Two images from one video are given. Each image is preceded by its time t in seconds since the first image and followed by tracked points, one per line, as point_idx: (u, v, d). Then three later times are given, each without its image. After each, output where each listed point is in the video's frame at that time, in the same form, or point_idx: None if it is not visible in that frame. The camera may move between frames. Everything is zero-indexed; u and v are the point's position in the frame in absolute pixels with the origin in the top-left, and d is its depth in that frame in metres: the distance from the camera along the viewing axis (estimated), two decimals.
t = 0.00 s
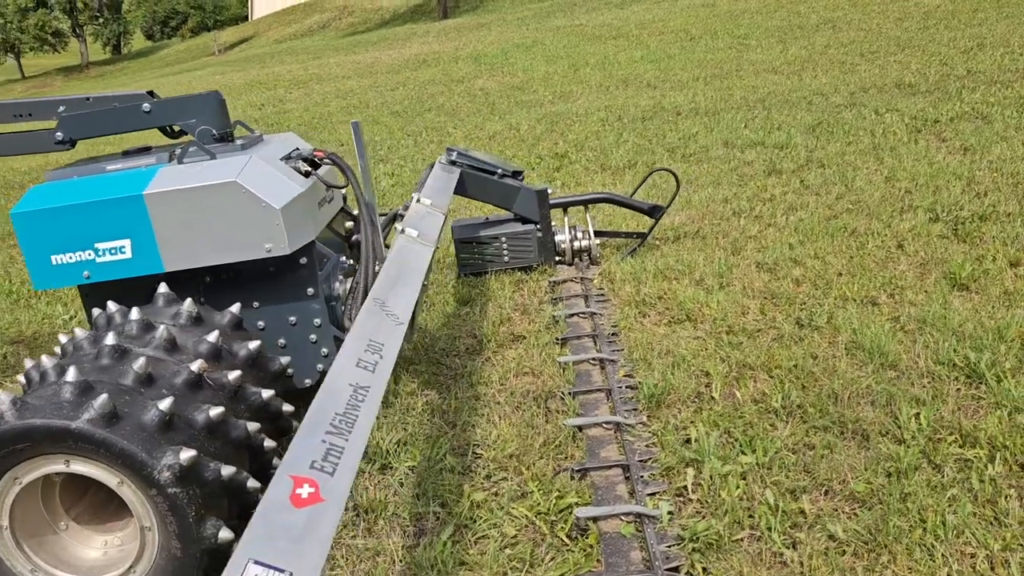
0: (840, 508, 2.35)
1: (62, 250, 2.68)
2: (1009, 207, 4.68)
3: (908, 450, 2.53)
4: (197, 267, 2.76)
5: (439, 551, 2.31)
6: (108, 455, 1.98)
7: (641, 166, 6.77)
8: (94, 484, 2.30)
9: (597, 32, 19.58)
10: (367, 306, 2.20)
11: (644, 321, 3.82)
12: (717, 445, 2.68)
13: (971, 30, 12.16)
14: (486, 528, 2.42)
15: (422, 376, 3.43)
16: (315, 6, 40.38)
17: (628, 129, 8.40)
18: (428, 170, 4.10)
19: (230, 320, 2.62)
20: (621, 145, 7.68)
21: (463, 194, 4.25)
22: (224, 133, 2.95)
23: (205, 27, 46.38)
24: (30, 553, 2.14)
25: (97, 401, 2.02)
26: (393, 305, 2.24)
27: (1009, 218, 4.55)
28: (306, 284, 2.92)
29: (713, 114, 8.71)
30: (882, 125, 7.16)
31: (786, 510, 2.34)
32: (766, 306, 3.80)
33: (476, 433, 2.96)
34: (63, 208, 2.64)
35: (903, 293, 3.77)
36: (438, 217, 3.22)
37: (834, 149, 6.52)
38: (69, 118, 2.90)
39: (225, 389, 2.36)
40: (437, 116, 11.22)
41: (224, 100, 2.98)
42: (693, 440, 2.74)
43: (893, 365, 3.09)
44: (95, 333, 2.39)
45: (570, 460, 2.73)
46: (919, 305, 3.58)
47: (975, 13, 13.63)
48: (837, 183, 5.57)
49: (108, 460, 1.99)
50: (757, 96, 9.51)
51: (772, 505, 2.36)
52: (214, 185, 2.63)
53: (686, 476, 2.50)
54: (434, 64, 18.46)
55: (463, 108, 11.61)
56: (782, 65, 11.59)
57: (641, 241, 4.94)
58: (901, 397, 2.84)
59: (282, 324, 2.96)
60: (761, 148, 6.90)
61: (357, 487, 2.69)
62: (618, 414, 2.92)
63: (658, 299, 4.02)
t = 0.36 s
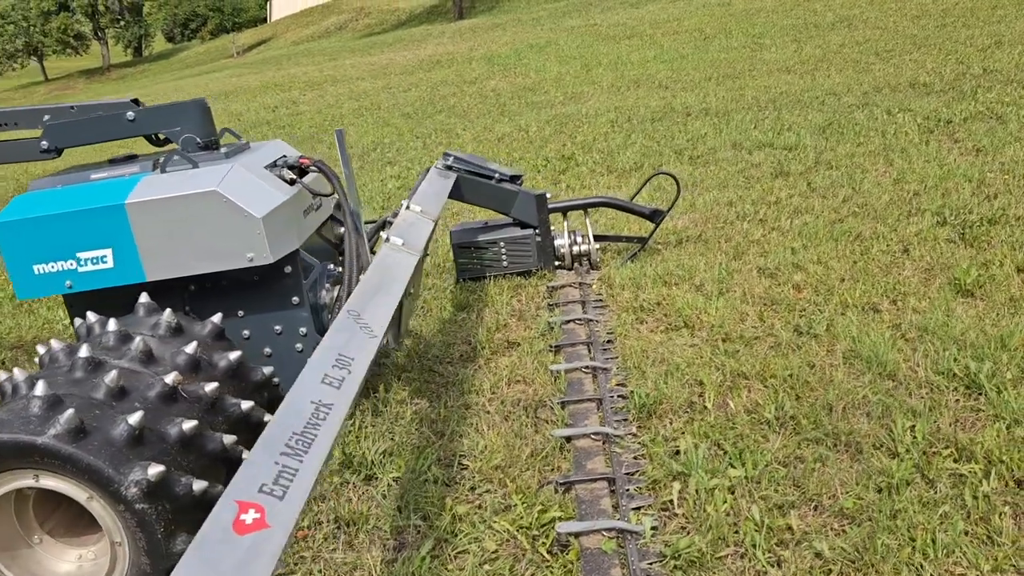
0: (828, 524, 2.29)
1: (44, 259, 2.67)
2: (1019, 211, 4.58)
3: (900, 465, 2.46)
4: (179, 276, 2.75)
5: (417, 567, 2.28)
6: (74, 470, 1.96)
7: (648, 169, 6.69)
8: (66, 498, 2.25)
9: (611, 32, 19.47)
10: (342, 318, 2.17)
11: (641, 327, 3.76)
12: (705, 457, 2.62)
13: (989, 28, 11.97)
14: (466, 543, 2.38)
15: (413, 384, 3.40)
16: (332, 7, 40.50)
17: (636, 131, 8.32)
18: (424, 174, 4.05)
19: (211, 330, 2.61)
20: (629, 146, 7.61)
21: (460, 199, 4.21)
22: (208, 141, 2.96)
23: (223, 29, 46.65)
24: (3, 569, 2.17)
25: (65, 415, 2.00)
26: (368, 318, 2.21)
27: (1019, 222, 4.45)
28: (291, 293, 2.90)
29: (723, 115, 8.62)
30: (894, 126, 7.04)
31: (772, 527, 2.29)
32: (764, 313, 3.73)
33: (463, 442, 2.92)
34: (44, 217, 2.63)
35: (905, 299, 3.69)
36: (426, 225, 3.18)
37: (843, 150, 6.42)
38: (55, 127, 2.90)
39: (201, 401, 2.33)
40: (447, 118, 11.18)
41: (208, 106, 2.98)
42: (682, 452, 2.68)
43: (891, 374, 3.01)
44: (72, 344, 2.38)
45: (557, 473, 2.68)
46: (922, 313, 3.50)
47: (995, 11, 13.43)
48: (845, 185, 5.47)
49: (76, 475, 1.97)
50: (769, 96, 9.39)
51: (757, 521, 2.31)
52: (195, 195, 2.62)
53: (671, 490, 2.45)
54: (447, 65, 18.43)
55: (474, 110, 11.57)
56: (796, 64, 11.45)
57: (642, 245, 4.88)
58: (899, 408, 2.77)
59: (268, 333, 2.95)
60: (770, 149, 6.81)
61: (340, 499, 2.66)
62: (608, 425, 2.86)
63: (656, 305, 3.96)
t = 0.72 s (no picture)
0: (813, 548, 2.24)
1: (29, 274, 2.67)
2: None
3: (892, 485, 2.39)
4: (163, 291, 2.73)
5: None
6: (41, 492, 1.95)
7: (656, 173, 6.62)
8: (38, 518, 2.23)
9: (628, 32, 19.37)
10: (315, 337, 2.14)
11: (638, 337, 3.70)
12: (692, 475, 2.57)
13: (1011, 26, 11.75)
14: (444, 563, 2.34)
15: (404, 396, 3.37)
16: (352, 8, 40.65)
17: (648, 134, 8.25)
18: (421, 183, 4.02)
19: (193, 345, 2.60)
20: (639, 150, 7.53)
21: (458, 207, 4.17)
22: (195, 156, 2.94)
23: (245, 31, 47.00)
24: None
25: (32, 437, 1.99)
26: (342, 337, 2.17)
27: None
28: (276, 307, 2.89)
29: (736, 117, 8.52)
30: (909, 128, 6.91)
31: (755, 550, 2.23)
32: (764, 323, 3.66)
33: (449, 457, 2.88)
34: (27, 233, 2.62)
35: (909, 309, 3.60)
36: (414, 238, 3.15)
37: (855, 153, 6.31)
38: (43, 142, 2.90)
39: (177, 419, 2.32)
40: (460, 120, 11.16)
41: (195, 120, 2.98)
42: (669, 469, 2.63)
43: (888, 389, 2.94)
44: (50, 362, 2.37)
45: (541, 490, 2.63)
46: (925, 323, 3.42)
47: (1019, 8, 13.19)
48: (854, 190, 5.37)
49: (42, 497, 1.96)
50: (784, 98, 9.28)
51: (740, 544, 2.26)
52: (177, 210, 2.60)
53: (654, 510, 2.40)
54: (463, 67, 18.42)
55: (487, 112, 11.54)
56: (813, 64, 11.31)
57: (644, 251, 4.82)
58: (895, 425, 2.69)
59: (254, 347, 2.93)
60: (781, 152, 6.71)
61: (322, 515, 2.63)
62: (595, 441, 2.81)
63: (655, 315, 3.90)
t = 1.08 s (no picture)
0: (802, 564, 2.19)
1: (21, 283, 2.67)
2: None
3: (886, 500, 2.34)
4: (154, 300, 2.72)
5: None
6: (18, 505, 1.93)
7: (665, 176, 6.56)
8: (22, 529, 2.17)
9: (645, 32, 19.27)
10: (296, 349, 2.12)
11: (637, 344, 3.66)
12: (683, 488, 2.53)
13: None
14: None
15: (399, 403, 3.35)
16: (371, 10, 40.76)
17: (659, 136, 8.18)
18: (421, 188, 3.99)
19: (182, 356, 2.59)
20: (649, 152, 7.48)
21: (459, 212, 4.14)
22: (188, 164, 2.92)
23: (267, 34, 47.29)
24: None
25: (10, 449, 1.98)
26: (325, 348, 2.14)
27: None
28: (268, 316, 2.87)
29: (749, 118, 8.44)
30: (923, 129, 6.81)
31: (743, 566, 2.19)
32: (765, 330, 3.60)
33: (440, 466, 2.86)
34: (19, 241, 2.62)
35: (914, 317, 3.53)
36: (409, 245, 3.11)
37: (867, 156, 6.22)
38: (38, 150, 2.90)
39: (162, 430, 2.31)
40: (473, 122, 11.15)
41: (189, 128, 2.95)
42: (661, 481, 2.59)
43: (890, 399, 2.87)
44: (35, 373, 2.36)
45: (530, 502, 2.60)
46: (931, 332, 3.34)
47: None
48: (864, 193, 5.29)
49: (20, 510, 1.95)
50: (799, 98, 9.17)
51: (728, 560, 2.22)
52: (166, 219, 2.59)
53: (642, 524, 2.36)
54: (479, 68, 18.41)
55: (500, 114, 11.52)
56: (829, 64, 11.18)
57: (649, 256, 4.77)
58: (893, 437, 2.64)
59: (246, 356, 2.91)
60: (792, 155, 6.63)
61: (310, 526, 2.62)
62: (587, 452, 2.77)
63: (656, 321, 3.86)
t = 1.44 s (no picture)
0: None
1: (11, 289, 2.68)
2: None
3: (875, 513, 2.29)
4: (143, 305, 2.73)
5: None
6: None
7: (676, 178, 6.50)
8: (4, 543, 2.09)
9: (666, 32, 19.14)
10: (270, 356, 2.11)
11: (635, 350, 3.62)
12: (670, 498, 2.49)
13: None
14: None
15: (393, 410, 3.34)
16: (395, 13, 40.91)
17: (673, 137, 8.11)
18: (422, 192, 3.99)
19: (168, 362, 2.61)
20: (662, 154, 7.42)
21: (459, 217, 4.12)
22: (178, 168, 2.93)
23: (292, 37, 47.67)
24: None
25: None
26: (300, 356, 2.13)
27: None
28: (257, 321, 2.88)
29: (764, 119, 8.34)
30: (942, 129, 6.68)
31: None
32: (766, 336, 3.54)
33: (429, 474, 2.84)
34: (8, 247, 2.63)
35: (919, 323, 3.45)
36: (401, 250, 3.10)
37: (883, 157, 6.11)
38: (31, 156, 2.92)
39: (144, 437, 2.31)
40: (489, 124, 11.14)
41: (179, 133, 2.96)
42: (649, 490, 2.55)
43: (887, 409, 2.81)
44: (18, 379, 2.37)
45: (515, 512, 2.57)
46: (935, 338, 3.27)
47: None
48: (877, 196, 5.19)
49: None
50: (817, 98, 9.05)
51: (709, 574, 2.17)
52: (152, 225, 2.60)
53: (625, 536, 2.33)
54: (499, 70, 18.40)
55: (516, 116, 11.50)
56: (850, 63, 11.03)
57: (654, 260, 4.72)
58: (888, 448, 2.58)
59: (236, 361, 2.92)
60: (806, 156, 6.54)
61: (295, 533, 2.62)
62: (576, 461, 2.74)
63: (656, 327, 3.81)
